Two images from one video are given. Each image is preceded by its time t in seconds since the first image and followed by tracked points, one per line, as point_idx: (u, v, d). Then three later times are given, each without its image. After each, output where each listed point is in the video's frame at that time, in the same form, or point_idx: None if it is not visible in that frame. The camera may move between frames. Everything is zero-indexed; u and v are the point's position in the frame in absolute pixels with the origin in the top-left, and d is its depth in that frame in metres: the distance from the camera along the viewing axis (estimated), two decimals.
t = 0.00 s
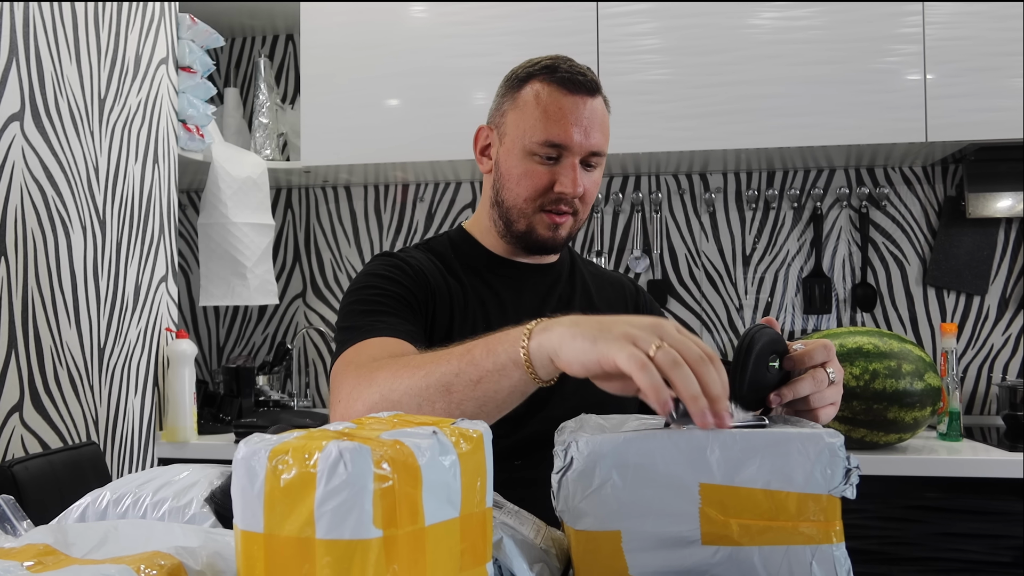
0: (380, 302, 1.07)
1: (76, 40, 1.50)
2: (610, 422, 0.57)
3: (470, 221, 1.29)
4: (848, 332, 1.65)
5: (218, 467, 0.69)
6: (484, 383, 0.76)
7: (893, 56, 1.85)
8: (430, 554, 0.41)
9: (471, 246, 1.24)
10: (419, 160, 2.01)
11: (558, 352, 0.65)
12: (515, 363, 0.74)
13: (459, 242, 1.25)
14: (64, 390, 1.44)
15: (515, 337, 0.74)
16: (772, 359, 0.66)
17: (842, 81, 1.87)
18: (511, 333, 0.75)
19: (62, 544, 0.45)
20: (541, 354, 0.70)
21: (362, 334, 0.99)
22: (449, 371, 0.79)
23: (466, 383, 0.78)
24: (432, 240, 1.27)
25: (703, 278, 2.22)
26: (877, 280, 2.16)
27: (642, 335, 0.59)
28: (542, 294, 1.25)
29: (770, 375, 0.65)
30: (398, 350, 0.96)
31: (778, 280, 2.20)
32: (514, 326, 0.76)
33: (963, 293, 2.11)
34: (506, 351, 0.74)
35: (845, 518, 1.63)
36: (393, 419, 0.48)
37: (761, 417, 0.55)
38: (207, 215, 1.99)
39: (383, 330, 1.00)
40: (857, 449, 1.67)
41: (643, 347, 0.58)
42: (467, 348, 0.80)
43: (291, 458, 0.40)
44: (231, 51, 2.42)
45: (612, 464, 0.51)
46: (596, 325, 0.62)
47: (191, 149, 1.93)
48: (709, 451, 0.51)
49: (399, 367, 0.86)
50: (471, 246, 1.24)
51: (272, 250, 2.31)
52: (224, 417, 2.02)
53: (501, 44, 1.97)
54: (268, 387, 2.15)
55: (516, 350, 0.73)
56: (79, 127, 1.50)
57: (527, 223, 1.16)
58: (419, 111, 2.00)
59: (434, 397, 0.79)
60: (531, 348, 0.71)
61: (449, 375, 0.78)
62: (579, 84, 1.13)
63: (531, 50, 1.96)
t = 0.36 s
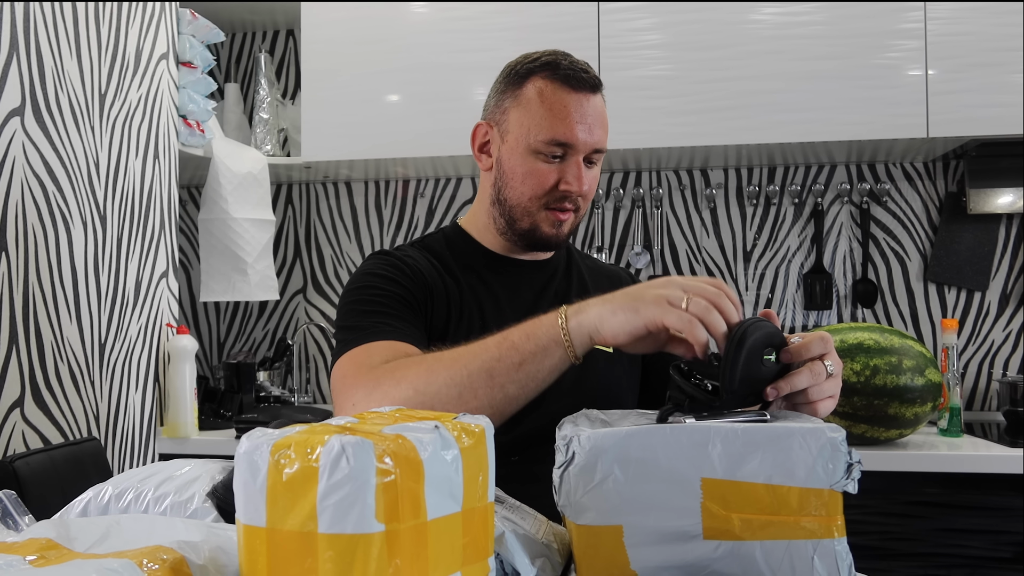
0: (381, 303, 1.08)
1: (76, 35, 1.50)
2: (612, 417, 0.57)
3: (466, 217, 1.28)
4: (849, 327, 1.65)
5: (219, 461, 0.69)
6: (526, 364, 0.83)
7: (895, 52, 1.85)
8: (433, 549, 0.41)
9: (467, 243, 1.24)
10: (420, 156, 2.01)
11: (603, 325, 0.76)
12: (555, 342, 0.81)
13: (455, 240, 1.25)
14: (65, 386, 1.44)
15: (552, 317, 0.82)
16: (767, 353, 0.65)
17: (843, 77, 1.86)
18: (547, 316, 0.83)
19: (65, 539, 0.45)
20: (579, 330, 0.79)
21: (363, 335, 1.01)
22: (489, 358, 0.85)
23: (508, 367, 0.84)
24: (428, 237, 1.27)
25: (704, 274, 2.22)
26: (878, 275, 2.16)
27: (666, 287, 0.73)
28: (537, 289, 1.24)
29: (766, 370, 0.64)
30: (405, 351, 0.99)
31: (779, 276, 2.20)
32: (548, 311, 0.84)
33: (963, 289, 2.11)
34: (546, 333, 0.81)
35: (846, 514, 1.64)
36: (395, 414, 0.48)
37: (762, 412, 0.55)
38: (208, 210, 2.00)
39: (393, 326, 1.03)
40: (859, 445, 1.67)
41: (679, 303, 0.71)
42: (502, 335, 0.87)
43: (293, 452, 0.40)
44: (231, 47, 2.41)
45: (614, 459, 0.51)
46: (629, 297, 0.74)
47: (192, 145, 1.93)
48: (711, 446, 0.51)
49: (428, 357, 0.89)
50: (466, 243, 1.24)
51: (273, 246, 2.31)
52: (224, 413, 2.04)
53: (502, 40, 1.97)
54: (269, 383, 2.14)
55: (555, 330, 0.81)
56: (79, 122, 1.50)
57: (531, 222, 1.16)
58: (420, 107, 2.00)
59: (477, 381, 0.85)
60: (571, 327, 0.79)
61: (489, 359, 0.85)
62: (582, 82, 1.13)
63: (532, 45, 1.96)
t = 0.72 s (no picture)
0: (377, 316, 1.09)
1: (79, 39, 1.50)
2: (615, 422, 0.57)
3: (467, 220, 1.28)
4: (852, 332, 1.66)
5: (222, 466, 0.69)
6: (497, 399, 0.82)
7: (897, 56, 1.85)
8: (437, 554, 0.41)
9: (468, 245, 1.24)
10: (422, 159, 2.01)
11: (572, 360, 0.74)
12: (523, 374, 0.80)
13: (457, 241, 1.25)
14: (68, 389, 1.44)
15: (519, 348, 0.80)
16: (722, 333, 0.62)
17: (846, 80, 1.86)
18: (513, 345, 0.81)
19: (69, 543, 0.45)
20: (548, 363, 0.77)
21: (359, 354, 1.04)
22: (460, 394, 0.83)
23: (479, 400, 0.83)
24: (429, 240, 1.27)
25: (706, 277, 2.22)
26: (880, 279, 2.15)
27: (624, 311, 0.69)
28: (538, 290, 1.24)
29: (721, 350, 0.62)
30: (393, 373, 1.02)
31: (780, 280, 2.19)
32: (515, 338, 0.82)
33: (966, 292, 2.11)
34: (515, 364, 0.80)
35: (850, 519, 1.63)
36: (398, 419, 0.48)
37: (766, 417, 0.55)
38: (210, 214, 2.00)
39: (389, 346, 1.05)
40: (862, 449, 1.66)
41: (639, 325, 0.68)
42: (471, 366, 0.84)
43: (298, 457, 0.40)
44: (233, 50, 2.42)
45: (618, 464, 0.51)
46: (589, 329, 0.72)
47: (194, 148, 1.93)
48: (715, 450, 0.51)
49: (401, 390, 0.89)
50: (468, 245, 1.24)
51: (275, 249, 2.32)
52: (227, 417, 2.02)
53: (504, 43, 1.97)
54: (270, 386, 2.13)
55: (523, 361, 0.79)
56: (82, 125, 1.50)
57: (532, 226, 1.16)
58: (422, 110, 2.00)
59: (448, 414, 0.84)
60: (538, 360, 0.78)
61: (459, 394, 0.83)
62: (582, 86, 1.12)
63: (535, 49, 1.96)
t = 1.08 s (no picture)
0: (337, 347, 1.21)
1: (79, 41, 1.50)
2: (616, 421, 0.57)
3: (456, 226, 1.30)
4: (852, 333, 1.67)
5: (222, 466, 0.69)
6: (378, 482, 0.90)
7: (897, 57, 1.85)
8: (439, 553, 0.41)
9: (455, 253, 1.25)
10: (422, 160, 2.01)
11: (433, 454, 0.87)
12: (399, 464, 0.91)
13: (445, 248, 1.26)
14: (67, 389, 1.44)
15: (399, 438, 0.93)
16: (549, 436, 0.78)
17: (846, 81, 1.87)
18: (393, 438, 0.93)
19: (70, 543, 0.45)
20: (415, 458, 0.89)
21: (313, 390, 1.19)
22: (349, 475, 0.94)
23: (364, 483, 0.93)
24: (423, 245, 1.29)
25: (706, 278, 2.22)
26: (880, 280, 2.15)
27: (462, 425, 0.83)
28: (520, 296, 1.23)
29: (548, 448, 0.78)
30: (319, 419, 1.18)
31: (780, 281, 2.20)
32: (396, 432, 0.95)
33: (965, 293, 2.11)
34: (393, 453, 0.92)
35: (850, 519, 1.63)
36: (399, 419, 0.48)
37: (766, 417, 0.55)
38: (210, 215, 2.00)
39: (339, 384, 1.20)
40: (862, 450, 1.66)
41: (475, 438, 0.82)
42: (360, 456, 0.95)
43: (299, 457, 0.40)
44: (233, 51, 2.42)
45: (619, 463, 0.51)
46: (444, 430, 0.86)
47: (194, 149, 1.93)
48: (716, 450, 0.51)
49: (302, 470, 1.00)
50: (454, 252, 1.25)
51: (275, 250, 2.32)
52: (227, 417, 2.03)
53: (504, 44, 1.97)
54: (270, 387, 2.13)
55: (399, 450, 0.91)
56: (82, 125, 1.50)
57: (500, 257, 1.18)
58: (422, 111, 2.00)
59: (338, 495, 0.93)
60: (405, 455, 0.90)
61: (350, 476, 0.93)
62: (550, 129, 1.07)
63: (535, 50, 1.96)
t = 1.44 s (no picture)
0: (315, 362, 1.25)
1: (78, 37, 1.50)
2: (616, 417, 0.57)
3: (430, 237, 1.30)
4: (852, 329, 1.66)
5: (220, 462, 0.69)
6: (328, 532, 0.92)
7: (897, 53, 1.84)
8: (436, 549, 0.41)
9: (427, 261, 1.27)
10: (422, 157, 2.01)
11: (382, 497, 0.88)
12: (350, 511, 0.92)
13: (418, 257, 1.28)
14: (67, 387, 1.44)
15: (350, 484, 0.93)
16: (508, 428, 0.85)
17: (846, 78, 1.86)
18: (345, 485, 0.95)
19: (67, 539, 0.45)
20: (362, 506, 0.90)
21: (296, 400, 1.24)
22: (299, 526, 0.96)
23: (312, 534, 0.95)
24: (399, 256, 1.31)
25: (705, 275, 2.22)
26: (880, 277, 2.15)
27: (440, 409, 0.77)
28: (490, 296, 1.23)
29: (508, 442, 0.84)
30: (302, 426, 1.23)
31: (780, 278, 2.19)
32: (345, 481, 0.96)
33: (965, 290, 2.11)
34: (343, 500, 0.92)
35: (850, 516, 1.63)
36: (398, 415, 0.48)
37: (766, 413, 0.55)
38: (210, 212, 2.00)
39: (317, 396, 1.24)
40: (862, 446, 1.66)
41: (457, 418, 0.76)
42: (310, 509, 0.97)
43: (296, 453, 0.40)
44: (233, 48, 2.41)
45: (617, 459, 0.51)
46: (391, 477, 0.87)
47: (193, 146, 1.93)
48: (715, 446, 0.51)
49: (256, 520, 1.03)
50: (426, 261, 1.26)
51: (275, 247, 2.31)
52: (226, 414, 2.04)
53: (503, 41, 1.97)
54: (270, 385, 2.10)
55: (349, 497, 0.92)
56: (81, 122, 1.50)
57: (464, 272, 1.17)
58: (422, 108, 1.99)
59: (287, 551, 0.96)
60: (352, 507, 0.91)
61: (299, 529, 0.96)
62: (495, 150, 1.03)
63: (534, 47, 1.96)
